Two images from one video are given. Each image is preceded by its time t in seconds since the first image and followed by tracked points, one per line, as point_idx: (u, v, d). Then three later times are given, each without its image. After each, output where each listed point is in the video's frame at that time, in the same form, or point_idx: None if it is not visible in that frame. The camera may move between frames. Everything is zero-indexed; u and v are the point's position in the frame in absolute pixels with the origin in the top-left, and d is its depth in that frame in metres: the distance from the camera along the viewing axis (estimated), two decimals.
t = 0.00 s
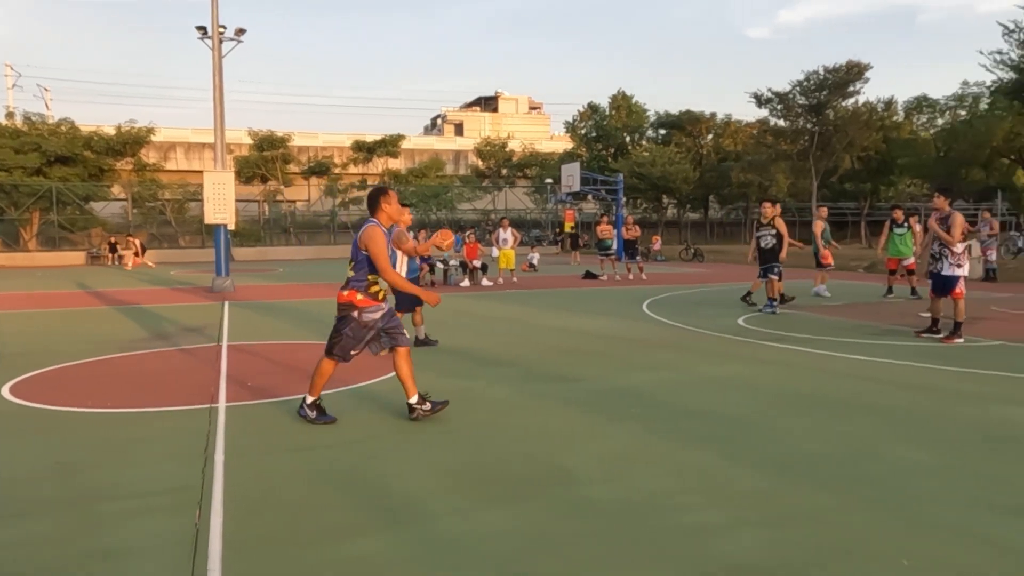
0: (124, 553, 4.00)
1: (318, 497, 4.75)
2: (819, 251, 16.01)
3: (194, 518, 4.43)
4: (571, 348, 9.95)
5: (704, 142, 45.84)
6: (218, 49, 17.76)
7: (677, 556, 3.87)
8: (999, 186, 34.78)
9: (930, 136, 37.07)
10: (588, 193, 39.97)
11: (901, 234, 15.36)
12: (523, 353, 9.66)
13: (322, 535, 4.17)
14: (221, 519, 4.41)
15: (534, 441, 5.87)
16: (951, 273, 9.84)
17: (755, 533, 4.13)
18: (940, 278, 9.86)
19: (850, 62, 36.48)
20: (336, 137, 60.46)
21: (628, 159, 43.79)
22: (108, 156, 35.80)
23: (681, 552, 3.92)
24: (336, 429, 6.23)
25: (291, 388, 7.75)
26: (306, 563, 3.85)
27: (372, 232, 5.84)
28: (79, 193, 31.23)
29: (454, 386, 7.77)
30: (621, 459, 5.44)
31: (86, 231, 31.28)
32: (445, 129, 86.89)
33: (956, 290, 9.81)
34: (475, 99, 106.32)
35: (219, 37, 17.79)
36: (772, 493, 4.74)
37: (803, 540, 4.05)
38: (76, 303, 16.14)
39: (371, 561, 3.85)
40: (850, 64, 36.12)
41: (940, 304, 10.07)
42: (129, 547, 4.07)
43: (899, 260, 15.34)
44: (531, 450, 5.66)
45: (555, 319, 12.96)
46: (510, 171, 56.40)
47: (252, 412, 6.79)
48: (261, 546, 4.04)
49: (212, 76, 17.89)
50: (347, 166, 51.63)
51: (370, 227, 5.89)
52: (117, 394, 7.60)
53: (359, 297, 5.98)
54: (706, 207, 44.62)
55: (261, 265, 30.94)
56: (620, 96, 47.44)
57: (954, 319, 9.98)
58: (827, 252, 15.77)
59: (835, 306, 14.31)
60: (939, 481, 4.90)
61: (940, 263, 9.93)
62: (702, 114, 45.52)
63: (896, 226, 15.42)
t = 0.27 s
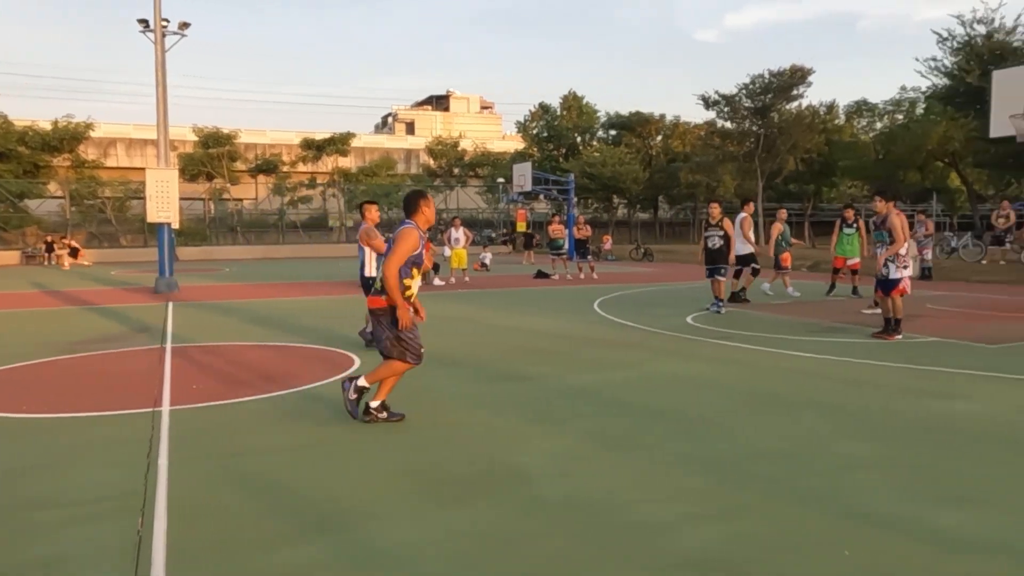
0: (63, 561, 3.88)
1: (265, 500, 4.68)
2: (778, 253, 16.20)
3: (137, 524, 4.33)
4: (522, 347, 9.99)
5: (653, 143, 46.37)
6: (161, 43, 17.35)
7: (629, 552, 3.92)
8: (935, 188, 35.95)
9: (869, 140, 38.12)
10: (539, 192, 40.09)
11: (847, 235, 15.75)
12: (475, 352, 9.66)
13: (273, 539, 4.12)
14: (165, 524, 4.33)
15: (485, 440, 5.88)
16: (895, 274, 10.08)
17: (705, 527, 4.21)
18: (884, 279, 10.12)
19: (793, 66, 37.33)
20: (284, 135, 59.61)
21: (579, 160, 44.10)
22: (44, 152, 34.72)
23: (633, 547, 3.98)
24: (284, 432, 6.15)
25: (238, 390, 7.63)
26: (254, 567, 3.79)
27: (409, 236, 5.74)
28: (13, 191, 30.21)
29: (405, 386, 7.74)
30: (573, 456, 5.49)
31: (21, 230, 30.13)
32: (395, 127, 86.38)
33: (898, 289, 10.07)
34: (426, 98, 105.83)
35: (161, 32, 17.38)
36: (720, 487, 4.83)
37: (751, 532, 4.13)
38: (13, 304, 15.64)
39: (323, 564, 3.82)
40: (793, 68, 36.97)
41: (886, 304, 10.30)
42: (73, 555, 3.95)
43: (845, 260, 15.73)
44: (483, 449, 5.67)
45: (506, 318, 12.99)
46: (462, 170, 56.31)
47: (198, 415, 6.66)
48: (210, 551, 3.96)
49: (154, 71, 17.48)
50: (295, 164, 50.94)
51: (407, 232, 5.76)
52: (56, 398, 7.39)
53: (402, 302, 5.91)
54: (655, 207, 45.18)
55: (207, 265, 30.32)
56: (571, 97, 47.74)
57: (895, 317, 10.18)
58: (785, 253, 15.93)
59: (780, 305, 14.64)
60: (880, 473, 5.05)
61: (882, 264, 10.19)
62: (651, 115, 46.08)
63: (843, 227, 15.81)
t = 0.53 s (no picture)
0: (21, 569, 3.81)
1: (229, 503, 4.64)
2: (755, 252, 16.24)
3: (100, 530, 4.25)
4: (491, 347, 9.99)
5: (623, 143, 46.65)
6: (124, 38, 17.07)
7: (595, 550, 3.94)
8: (898, 189, 36.56)
9: (835, 141, 38.67)
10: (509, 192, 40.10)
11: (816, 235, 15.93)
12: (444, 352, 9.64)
13: (238, 543, 4.08)
14: (129, 529, 4.26)
15: (452, 440, 5.88)
16: (868, 274, 10.16)
17: (671, 525, 4.24)
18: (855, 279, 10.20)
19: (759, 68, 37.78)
20: (253, 132, 59.03)
21: (549, 159, 44.21)
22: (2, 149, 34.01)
23: (599, 545, 4.00)
24: (250, 434, 6.09)
25: (204, 391, 7.55)
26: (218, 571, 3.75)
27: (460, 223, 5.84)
28: None
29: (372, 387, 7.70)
30: (541, 455, 5.50)
31: None
32: (366, 125, 85.93)
33: (874, 288, 10.11)
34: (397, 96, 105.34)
35: (124, 27, 17.10)
36: (686, 485, 4.87)
37: (715, 529, 4.18)
38: None
39: (289, 568, 3.79)
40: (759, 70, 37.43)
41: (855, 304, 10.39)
42: (30, 562, 3.88)
43: (813, 260, 15.94)
44: (452, 449, 5.67)
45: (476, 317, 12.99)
46: (432, 169, 56.14)
47: (162, 417, 6.57)
48: (174, 556, 3.92)
49: (118, 67, 17.19)
50: (263, 162, 50.43)
51: (465, 219, 5.86)
52: (15, 400, 7.24)
53: (466, 288, 5.93)
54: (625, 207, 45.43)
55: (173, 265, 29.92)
56: (541, 96, 47.82)
57: (882, 316, 10.02)
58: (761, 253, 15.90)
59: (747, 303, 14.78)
60: (842, 470, 5.13)
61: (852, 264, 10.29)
62: (621, 115, 46.25)
63: (811, 228, 15.99)
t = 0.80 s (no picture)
0: None
1: (179, 508, 4.56)
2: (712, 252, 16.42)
3: (44, 538, 4.14)
4: (448, 347, 9.96)
5: (579, 143, 46.61)
6: (68, 32, 16.63)
7: (553, 549, 3.96)
8: (846, 190, 37.44)
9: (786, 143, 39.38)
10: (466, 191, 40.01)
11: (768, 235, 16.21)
12: (401, 352, 9.59)
13: (188, 549, 4.00)
14: (75, 536, 4.15)
15: (408, 441, 5.85)
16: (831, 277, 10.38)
17: (626, 522, 4.28)
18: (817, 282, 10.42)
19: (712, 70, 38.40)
20: (204, 129, 58.00)
21: (506, 159, 44.29)
22: None
23: (556, 544, 4.02)
24: (201, 437, 5.98)
25: (153, 394, 7.39)
26: None
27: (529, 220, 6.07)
28: None
29: (326, 388, 7.63)
30: (498, 455, 5.51)
31: None
32: (320, 123, 84.94)
33: (835, 291, 10.32)
34: (353, 94, 104.42)
35: (68, 20, 16.66)
36: (642, 483, 4.92)
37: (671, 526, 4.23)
38: None
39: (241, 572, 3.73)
40: (713, 72, 38.06)
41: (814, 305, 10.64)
42: None
43: (766, 260, 16.24)
44: (409, 450, 5.64)
45: (433, 318, 12.94)
46: (389, 168, 55.74)
47: (109, 421, 6.42)
48: (122, 564, 3.82)
49: (62, 61, 16.74)
50: (215, 160, 49.52)
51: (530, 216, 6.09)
52: None
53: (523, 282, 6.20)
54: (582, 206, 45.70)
55: (122, 265, 29.21)
56: (498, 96, 47.85)
57: (842, 317, 10.14)
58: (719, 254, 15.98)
59: (701, 302, 14.98)
60: (793, 465, 5.23)
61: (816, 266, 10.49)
62: (577, 116, 46.33)
63: (764, 228, 16.26)
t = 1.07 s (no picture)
0: None
1: (133, 513, 4.45)
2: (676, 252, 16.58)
3: None
4: (408, 347, 9.90)
5: (541, 143, 46.68)
6: (16, 26, 16.20)
7: (512, 547, 3.97)
8: (803, 191, 38.11)
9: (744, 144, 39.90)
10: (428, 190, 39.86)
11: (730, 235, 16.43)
12: (362, 352, 9.52)
13: (140, 554, 3.91)
14: (22, 543, 4.03)
15: (366, 442, 5.80)
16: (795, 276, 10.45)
17: (584, 520, 4.31)
18: (784, 279, 10.51)
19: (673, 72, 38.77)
20: (158, 126, 56.90)
21: (469, 158, 44.21)
22: None
23: (516, 542, 4.03)
24: (155, 440, 5.85)
25: (105, 397, 7.22)
26: None
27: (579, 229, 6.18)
28: None
29: (284, 389, 7.53)
30: (458, 454, 5.51)
31: None
32: (280, 121, 83.95)
33: (799, 290, 10.46)
34: (313, 91, 103.23)
35: (16, 13, 16.22)
36: (602, 479, 4.96)
37: (629, 522, 4.27)
38: None
39: None
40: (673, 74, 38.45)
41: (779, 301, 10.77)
42: None
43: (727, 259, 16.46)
44: (369, 450, 5.61)
45: (394, 318, 12.85)
46: (350, 167, 55.30)
47: (59, 426, 6.25)
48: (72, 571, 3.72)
49: (10, 55, 16.30)
50: (171, 157, 48.64)
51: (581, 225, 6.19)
52: None
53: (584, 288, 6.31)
54: (544, 206, 45.81)
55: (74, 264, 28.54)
56: (460, 95, 47.77)
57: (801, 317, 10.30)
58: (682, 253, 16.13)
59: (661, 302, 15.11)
60: (749, 461, 5.32)
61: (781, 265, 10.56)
62: (539, 115, 46.45)
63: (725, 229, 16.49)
